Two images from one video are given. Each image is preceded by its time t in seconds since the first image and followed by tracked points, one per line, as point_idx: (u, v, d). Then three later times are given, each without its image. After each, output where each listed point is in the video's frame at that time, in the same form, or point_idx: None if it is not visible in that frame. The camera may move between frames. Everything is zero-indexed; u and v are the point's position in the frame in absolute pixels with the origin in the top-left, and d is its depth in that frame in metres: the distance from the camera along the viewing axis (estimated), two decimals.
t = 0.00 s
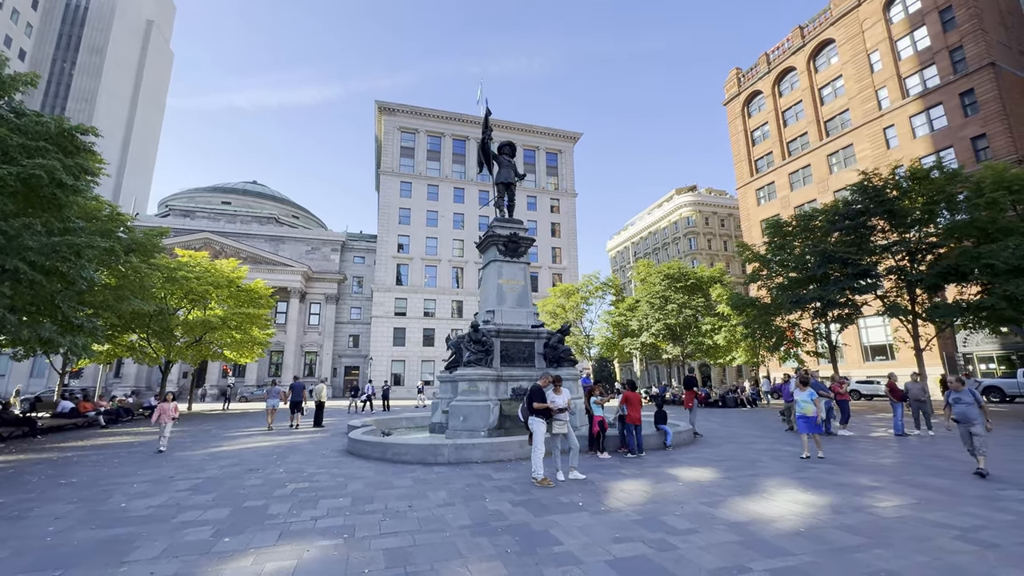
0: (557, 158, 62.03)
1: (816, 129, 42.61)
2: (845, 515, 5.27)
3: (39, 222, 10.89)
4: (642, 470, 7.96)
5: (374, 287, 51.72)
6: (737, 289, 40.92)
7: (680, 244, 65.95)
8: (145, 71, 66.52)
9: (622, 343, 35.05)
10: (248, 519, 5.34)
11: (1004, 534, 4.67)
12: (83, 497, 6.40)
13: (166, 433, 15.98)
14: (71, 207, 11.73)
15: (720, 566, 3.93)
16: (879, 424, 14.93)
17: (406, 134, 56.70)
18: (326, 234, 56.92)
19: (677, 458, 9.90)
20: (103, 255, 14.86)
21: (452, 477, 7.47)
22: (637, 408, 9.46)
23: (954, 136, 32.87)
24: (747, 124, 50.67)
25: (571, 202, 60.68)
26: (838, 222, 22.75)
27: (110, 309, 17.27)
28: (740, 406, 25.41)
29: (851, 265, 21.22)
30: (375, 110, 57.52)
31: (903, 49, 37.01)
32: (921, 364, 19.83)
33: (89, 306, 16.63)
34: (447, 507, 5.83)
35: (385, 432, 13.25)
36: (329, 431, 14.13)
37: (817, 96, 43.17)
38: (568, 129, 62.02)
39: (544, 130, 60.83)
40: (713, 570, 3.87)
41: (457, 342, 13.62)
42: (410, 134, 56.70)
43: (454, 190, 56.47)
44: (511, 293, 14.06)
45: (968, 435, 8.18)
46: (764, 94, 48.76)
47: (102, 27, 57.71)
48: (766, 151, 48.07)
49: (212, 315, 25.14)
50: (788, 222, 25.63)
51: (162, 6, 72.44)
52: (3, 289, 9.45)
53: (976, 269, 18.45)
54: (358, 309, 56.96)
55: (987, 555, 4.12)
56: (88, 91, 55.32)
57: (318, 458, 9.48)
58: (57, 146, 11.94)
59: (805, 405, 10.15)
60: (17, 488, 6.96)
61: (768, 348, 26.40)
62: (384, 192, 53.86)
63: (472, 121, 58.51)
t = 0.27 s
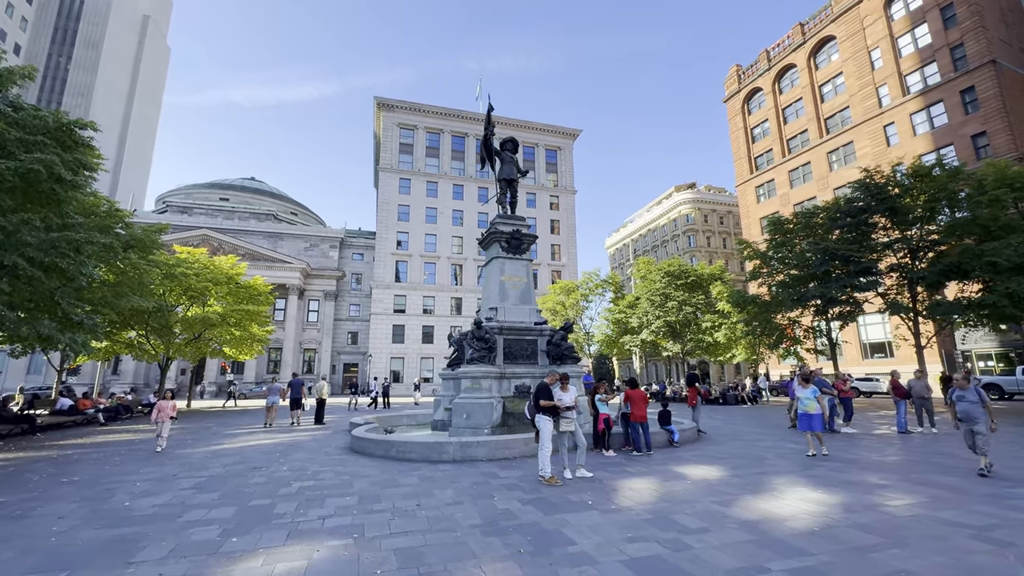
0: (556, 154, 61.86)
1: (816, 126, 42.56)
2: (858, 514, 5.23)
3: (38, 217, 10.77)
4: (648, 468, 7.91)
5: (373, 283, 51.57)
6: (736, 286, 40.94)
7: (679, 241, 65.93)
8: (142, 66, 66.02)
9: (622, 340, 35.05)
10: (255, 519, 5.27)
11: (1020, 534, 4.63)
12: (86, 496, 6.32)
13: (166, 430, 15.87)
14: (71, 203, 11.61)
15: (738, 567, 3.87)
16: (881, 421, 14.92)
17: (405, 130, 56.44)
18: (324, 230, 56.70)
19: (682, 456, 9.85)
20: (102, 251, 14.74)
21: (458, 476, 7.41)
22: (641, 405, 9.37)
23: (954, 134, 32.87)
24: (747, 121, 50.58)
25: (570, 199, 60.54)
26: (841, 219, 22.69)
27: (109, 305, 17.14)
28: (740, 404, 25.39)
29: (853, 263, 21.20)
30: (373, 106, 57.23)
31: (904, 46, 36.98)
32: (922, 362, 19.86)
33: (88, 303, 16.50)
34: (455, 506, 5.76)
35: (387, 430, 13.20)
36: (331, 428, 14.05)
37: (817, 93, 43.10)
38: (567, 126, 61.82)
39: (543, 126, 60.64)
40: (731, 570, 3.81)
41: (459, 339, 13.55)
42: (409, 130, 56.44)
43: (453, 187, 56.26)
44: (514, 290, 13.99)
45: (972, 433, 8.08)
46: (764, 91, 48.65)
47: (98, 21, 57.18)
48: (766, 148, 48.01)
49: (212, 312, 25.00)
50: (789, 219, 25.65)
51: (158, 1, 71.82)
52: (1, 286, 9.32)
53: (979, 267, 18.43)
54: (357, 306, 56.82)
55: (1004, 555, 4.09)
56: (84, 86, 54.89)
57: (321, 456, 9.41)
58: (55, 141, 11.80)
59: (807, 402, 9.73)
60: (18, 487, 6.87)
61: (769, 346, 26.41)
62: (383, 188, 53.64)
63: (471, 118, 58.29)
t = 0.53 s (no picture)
0: (555, 152, 61.73)
1: (815, 124, 42.53)
2: (870, 513, 5.20)
3: (36, 213, 10.65)
4: (654, 467, 7.87)
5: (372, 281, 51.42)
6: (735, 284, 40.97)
7: (677, 239, 65.96)
8: (138, 62, 65.50)
9: (622, 338, 35.06)
10: (262, 519, 5.19)
11: None
12: (88, 496, 6.21)
13: (165, 428, 15.75)
14: (68, 199, 11.48)
15: (755, 568, 3.82)
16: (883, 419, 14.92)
17: (403, 127, 56.20)
18: (323, 228, 56.49)
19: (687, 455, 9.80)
20: (100, 248, 14.63)
21: (464, 475, 7.34)
22: (648, 403, 9.29)
23: (953, 133, 32.89)
24: (746, 119, 50.53)
25: (569, 197, 60.46)
26: (843, 217, 22.62)
27: (107, 303, 17.00)
28: (740, 401, 25.44)
29: (855, 261, 21.16)
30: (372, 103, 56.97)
31: (904, 45, 36.95)
32: (923, 360, 19.91)
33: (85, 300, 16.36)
34: (464, 505, 5.69)
35: (390, 428, 13.15)
36: (332, 426, 13.96)
37: (816, 92, 43.07)
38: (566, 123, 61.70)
39: (542, 124, 60.51)
40: (747, 572, 3.78)
41: (461, 337, 13.50)
42: (407, 127, 56.21)
43: (452, 184, 56.07)
44: (516, 288, 13.93)
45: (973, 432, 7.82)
46: (763, 89, 48.58)
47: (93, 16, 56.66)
48: (765, 146, 47.97)
49: (210, 309, 24.85)
50: (790, 218, 25.67)
51: None
52: None
53: (980, 266, 18.44)
54: (355, 304, 56.67)
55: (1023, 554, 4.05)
56: (80, 82, 54.42)
57: (325, 454, 9.34)
58: (54, 137, 11.67)
59: (811, 400, 9.13)
60: (18, 486, 6.77)
61: (769, 344, 26.39)
62: (381, 186, 53.40)
63: (470, 115, 58.06)
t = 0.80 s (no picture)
0: (552, 150, 61.67)
1: (812, 124, 42.65)
2: (882, 511, 5.19)
3: (32, 209, 10.48)
4: (660, 465, 7.84)
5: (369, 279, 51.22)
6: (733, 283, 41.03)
7: (674, 238, 66.07)
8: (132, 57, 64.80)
9: (621, 337, 35.06)
10: (269, 518, 5.11)
11: None
12: (89, 495, 6.10)
13: (162, 427, 15.59)
14: (65, 194, 11.30)
15: (773, 567, 3.79)
16: (882, 417, 15.00)
17: (400, 125, 55.96)
18: (319, 225, 56.20)
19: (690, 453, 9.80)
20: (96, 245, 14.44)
21: (470, 473, 7.28)
22: (659, 402, 9.25)
23: (950, 133, 33.06)
24: (743, 118, 50.62)
25: (566, 195, 60.43)
26: (842, 217, 22.64)
27: (103, 300, 16.81)
28: (738, 399, 25.54)
29: (854, 261, 21.19)
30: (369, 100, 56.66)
31: (901, 45, 37.08)
32: (920, 359, 20.01)
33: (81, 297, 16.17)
34: (473, 504, 5.63)
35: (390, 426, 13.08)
36: (332, 425, 13.88)
37: (814, 91, 43.16)
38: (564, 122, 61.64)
39: (540, 122, 60.41)
40: (765, 570, 3.74)
41: (463, 335, 13.43)
42: (405, 124, 55.96)
43: (449, 182, 55.91)
44: (518, 285, 13.87)
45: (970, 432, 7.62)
46: (761, 88, 48.65)
47: (86, 11, 55.97)
48: (763, 145, 48.06)
49: (207, 307, 24.62)
50: (789, 217, 25.74)
51: None
52: None
53: (979, 265, 18.52)
54: (352, 302, 56.44)
55: None
56: (73, 77, 53.81)
57: (327, 453, 9.26)
58: (50, 131, 11.49)
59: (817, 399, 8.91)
60: (16, 486, 6.64)
61: (768, 342, 26.45)
62: (378, 183, 53.15)
63: (467, 113, 57.84)
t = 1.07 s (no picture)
0: (547, 149, 61.63)
1: (806, 124, 42.94)
2: (890, 510, 5.19)
3: (23, 204, 10.27)
4: (664, 465, 7.81)
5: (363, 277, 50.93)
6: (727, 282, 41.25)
7: (669, 238, 66.29)
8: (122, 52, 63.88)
9: (617, 336, 35.11)
10: (273, 520, 5.03)
11: None
12: (85, 497, 5.98)
13: (155, 426, 15.36)
14: (57, 190, 11.09)
15: (787, 568, 3.76)
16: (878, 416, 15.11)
17: (395, 122, 55.65)
18: (313, 223, 55.76)
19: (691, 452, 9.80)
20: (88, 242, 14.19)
21: (473, 473, 7.23)
22: (665, 402, 9.13)
23: (941, 134, 33.41)
24: (738, 118, 50.86)
25: (562, 194, 60.42)
26: (837, 217, 22.77)
27: (95, 298, 16.55)
28: (733, 398, 25.68)
29: (849, 261, 21.30)
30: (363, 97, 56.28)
31: (894, 47, 37.39)
32: (914, 358, 20.20)
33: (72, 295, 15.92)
34: (479, 505, 5.57)
35: (389, 426, 12.97)
36: (329, 424, 13.74)
37: (808, 92, 43.44)
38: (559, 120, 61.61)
39: (535, 120, 60.33)
40: (780, 571, 3.72)
41: (462, 334, 13.36)
42: (400, 122, 55.66)
43: (444, 180, 55.68)
44: (517, 284, 13.82)
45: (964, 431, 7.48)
46: (756, 88, 48.88)
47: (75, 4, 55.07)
48: (757, 146, 48.33)
49: (200, 305, 24.32)
50: (784, 217, 25.88)
51: None
52: None
53: (972, 265, 18.68)
54: (346, 300, 56.07)
55: None
56: (61, 71, 52.94)
57: (327, 452, 9.16)
58: (42, 125, 11.26)
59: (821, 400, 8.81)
60: (8, 487, 6.50)
61: (762, 341, 26.58)
62: (373, 181, 52.81)
63: (463, 111, 57.60)
